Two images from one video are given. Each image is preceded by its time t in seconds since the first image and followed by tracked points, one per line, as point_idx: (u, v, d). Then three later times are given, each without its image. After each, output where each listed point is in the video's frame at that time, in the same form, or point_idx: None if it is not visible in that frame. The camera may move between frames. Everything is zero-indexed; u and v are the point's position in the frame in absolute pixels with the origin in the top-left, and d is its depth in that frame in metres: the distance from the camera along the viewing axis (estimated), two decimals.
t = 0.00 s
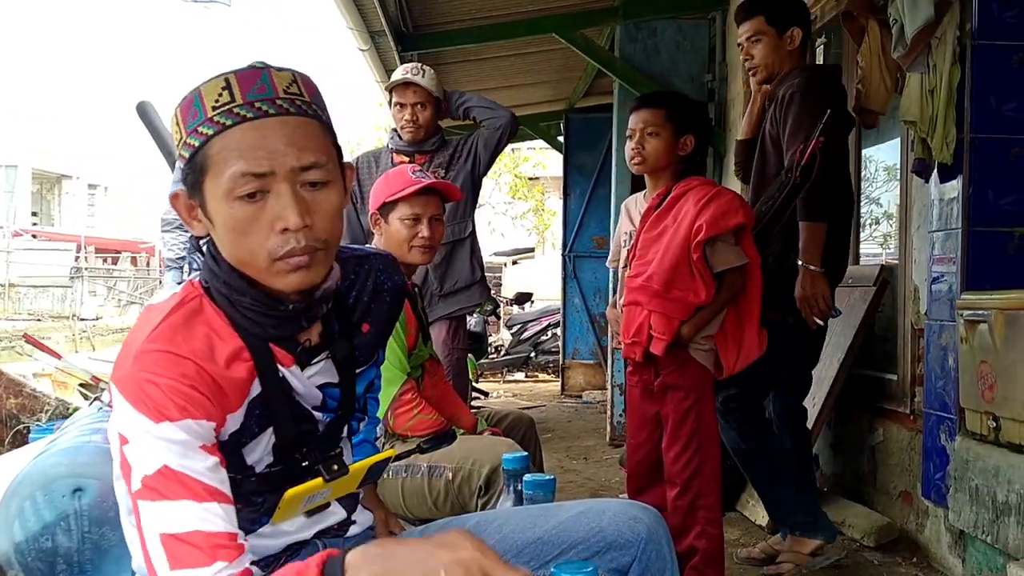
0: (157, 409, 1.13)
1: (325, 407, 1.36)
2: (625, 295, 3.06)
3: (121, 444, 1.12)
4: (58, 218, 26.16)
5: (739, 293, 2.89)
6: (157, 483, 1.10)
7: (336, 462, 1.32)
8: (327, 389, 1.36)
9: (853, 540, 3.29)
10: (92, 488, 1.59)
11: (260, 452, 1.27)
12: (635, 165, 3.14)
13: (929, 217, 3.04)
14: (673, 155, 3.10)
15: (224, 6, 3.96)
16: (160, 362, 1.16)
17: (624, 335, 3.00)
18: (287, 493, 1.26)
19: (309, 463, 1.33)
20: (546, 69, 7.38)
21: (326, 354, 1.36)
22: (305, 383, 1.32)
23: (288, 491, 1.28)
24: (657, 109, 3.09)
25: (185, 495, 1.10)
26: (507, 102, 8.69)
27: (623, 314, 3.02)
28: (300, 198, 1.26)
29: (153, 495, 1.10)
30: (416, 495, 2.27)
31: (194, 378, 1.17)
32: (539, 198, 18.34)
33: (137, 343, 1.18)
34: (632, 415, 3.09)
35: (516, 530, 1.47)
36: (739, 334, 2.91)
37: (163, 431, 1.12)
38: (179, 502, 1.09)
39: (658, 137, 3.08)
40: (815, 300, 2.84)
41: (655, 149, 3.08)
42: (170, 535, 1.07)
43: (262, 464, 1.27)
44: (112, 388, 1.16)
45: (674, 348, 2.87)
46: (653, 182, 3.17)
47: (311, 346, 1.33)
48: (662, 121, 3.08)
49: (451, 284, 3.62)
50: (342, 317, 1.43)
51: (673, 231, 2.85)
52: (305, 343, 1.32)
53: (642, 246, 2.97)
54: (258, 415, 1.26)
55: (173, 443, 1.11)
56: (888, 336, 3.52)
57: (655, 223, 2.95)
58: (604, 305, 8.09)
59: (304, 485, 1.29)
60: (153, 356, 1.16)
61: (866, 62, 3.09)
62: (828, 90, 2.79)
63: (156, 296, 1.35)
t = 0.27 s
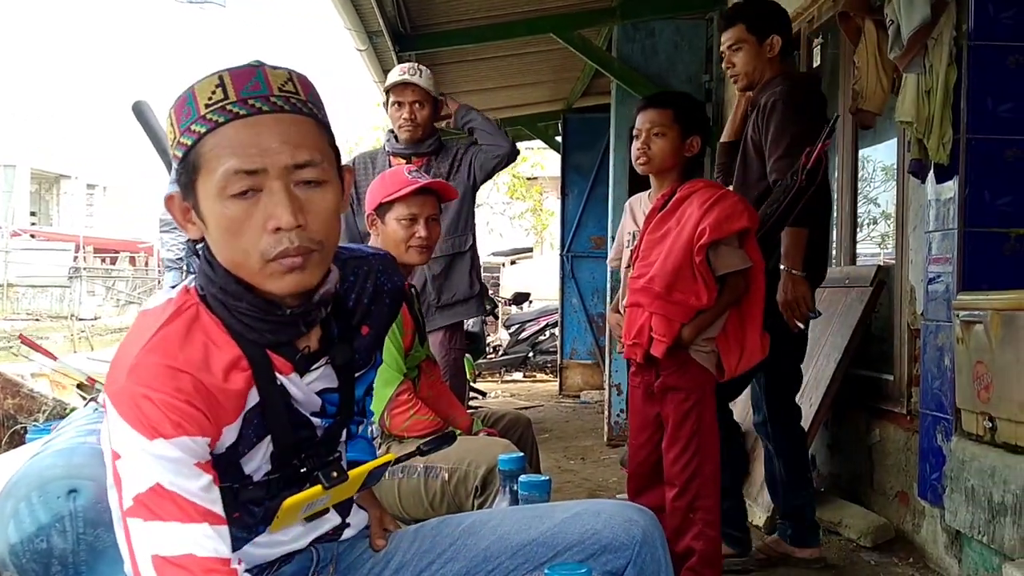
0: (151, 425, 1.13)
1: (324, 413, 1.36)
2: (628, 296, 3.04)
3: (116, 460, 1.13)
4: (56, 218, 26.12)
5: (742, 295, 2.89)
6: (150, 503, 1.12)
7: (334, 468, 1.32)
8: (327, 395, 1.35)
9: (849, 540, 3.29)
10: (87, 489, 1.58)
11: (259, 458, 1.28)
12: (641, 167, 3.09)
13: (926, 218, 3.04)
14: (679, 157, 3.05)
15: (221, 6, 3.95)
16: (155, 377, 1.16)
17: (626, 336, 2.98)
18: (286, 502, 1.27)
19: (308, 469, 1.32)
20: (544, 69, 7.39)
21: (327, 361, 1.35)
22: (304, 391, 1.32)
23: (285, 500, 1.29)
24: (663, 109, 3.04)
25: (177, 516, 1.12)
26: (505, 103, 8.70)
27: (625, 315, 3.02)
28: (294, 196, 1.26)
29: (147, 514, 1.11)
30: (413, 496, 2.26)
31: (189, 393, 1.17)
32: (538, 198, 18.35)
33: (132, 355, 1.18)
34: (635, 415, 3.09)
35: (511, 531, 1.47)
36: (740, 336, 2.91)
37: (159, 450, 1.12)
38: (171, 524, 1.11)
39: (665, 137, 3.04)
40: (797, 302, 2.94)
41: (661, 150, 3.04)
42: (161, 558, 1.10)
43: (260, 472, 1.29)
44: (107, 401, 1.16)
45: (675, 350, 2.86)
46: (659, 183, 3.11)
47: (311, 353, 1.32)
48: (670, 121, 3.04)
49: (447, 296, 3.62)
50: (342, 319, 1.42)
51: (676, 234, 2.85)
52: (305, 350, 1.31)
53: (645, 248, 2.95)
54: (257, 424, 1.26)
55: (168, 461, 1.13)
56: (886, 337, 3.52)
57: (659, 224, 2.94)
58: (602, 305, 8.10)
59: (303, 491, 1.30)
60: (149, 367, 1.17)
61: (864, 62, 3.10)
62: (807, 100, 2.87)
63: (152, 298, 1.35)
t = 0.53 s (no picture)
0: (156, 430, 1.12)
1: (321, 422, 1.35)
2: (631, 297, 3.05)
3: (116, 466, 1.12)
4: (55, 218, 26.07)
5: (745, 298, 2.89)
6: (147, 515, 1.10)
7: (331, 477, 1.31)
8: (324, 404, 1.35)
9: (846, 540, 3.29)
10: (83, 490, 1.57)
11: (254, 470, 1.28)
12: (645, 167, 3.09)
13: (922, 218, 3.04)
14: (685, 156, 3.06)
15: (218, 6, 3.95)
16: (159, 381, 1.15)
17: (627, 337, 3.01)
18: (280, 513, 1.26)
19: (303, 479, 1.32)
20: (542, 69, 7.39)
21: (326, 370, 1.35)
22: (302, 401, 1.31)
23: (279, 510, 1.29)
24: (669, 109, 3.04)
25: (174, 529, 1.10)
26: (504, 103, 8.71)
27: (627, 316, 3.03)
28: (300, 204, 1.25)
29: (143, 526, 1.10)
30: (408, 496, 2.27)
31: (192, 398, 1.17)
32: (536, 197, 18.36)
33: (134, 359, 1.17)
34: (635, 414, 3.10)
35: (506, 532, 1.47)
36: (742, 339, 2.92)
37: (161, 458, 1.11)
38: (167, 538, 1.10)
39: (669, 138, 3.03)
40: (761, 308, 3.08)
41: (666, 150, 3.03)
42: (155, 571, 1.09)
43: (255, 482, 1.28)
44: (108, 406, 1.15)
45: (676, 351, 2.87)
46: (663, 183, 3.11)
47: (310, 362, 1.32)
48: (675, 121, 3.03)
49: (445, 310, 3.49)
50: (342, 327, 1.41)
51: (681, 236, 2.85)
52: (305, 359, 1.31)
53: (649, 249, 2.97)
54: (255, 433, 1.26)
55: (169, 469, 1.11)
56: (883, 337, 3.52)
57: (663, 226, 2.95)
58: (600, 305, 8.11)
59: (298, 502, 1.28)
60: (152, 372, 1.16)
61: (860, 62, 3.11)
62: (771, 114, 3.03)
63: (149, 301, 1.34)
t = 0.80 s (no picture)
0: (149, 433, 1.12)
1: (317, 428, 1.34)
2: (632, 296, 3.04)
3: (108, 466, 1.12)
4: (53, 218, 26.03)
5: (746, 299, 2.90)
6: (139, 517, 1.11)
7: (326, 484, 1.31)
8: (321, 410, 1.34)
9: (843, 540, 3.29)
10: (79, 489, 1.54)
11: (248, 475, 1.27)
12: (646, 168, 3.08)
13: (919, 218, 3.04)
14: (685, 156, 3.05)
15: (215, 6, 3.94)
16: (154, 381, 1.15)
17: (627, 336, 3.01)
18: (274, 518, 1.26)
19: (297, 484, 1.31)
20: (539, 69, 7.39)
21: (323, 377, 1.34)
22: (297, 408, 1.30)
23: (272, 515, 1.28)
24: (670, 109, 3.02)
25: (165, 532, 1.11)
26: (501, 103, 8.71)
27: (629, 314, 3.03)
28: (305, 210, 1.24)
29: (135, 529, 1.10)
30: (405, 497, 2.26)
31: (186, 400, 1.17)
32: (534, 198, 18.38)
33: (129, 358, 1.16)
34: (633, 412, 3.09)
35: (502, 532, 1.47)
36: (745, 335, 2.92)
37: (154, 461, 1.11)
38: (159, 540, 1.10)
39: (671, 138, 3.03)
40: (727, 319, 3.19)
41: (667, 151, 3.03)
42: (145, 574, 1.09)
43: (248, 487, 1.27)
44: (102, 405, 1.15)
45: (677, 351, 2.86)
46: (667, 183, 3.12)
47: (307, 368, 1.32)
48: (678, 122, 3.02)
49: (444, 311, 3.45)
50: (341, 333, 1.40)
51: (682, 235, 2.85)
52: (302, 366, 1.31)
53: (651, 248, 2.96)
54: (251, 438, 1.25)
55: (162, 472, 1.11)
56: (880, 337, 3.53)
57: (666, 224, 2.94)
58: (598, 305, 8.12)
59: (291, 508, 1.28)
60: (147, 372, 1.15)
61: (856, 61, 3.11)
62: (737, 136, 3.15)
63: (147, 299, 1.34)
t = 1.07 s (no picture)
0: (140, 434, 1.12)
1: (312, 430, 1.35)
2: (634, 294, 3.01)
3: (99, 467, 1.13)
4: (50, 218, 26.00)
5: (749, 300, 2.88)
6: (130, 517, 1.11)
7: (321, 485, 1.30)
8: (316, 412, 1.34)
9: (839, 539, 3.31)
10: (74, 490, 1.52)
11: (242, 475, 1.28)
12: (652, 169, 3.06)
13: (915, 218, 3.05)
14: (690, 157, 3.04)
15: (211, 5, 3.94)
16: (145, 382, 1.15)
17: (630, 334, 2.94)
18: (268, 519, 1.26)
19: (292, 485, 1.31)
20: (536, 69, 7.39)
21: (318, 379, 1.34)
22: (292, 410, 1.30)
23: (266, 516, 1.28)
24: (675, 109, 3.02)
25: (157, 532, 1.11)
26: (499, 103, 8.71)
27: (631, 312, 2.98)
28: (296, 212, 1.24)
29: (126, 529, 1.11)
30: (402, 497, 2.26)
31: (178, 401, 1.17)
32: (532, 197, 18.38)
33: (120, 359, 1.17)
34: (630, 411, 3.09)
35: (498, 532, 1.47)
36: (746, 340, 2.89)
37: (144, 462, 1.11)
38: (150, 541, 1.10)
39: (675, 138, 3.02)
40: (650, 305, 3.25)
41: (672, 150, 3.01)
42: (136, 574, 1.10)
43: (242, 487, 1.28)
44: (94, 406, 1.15)
45: (679, 351, 2.85)
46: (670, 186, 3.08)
47: (302, 370, 1.32)
48: (681, 122, 3.02)
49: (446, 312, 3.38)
50: (337, 335, 1.40)
51: (686, 234, 2.82)
52: (296, 368, 1.30)
53: (654, 246, 2.93)
54: (244, 439, 1.26)
55: (153, 473, 1.12)
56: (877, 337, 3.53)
57: (669, 222, 2.92)
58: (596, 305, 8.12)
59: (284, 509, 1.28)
60: (139, 373, 1.15)
61: (853, 61, 3.11)
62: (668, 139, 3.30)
63: (142, 300, 1.34)
